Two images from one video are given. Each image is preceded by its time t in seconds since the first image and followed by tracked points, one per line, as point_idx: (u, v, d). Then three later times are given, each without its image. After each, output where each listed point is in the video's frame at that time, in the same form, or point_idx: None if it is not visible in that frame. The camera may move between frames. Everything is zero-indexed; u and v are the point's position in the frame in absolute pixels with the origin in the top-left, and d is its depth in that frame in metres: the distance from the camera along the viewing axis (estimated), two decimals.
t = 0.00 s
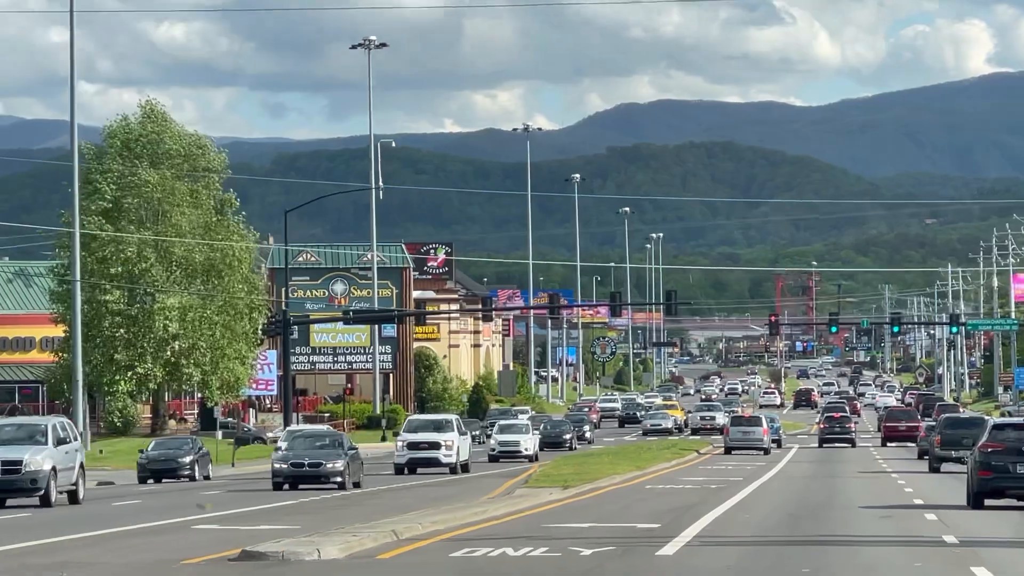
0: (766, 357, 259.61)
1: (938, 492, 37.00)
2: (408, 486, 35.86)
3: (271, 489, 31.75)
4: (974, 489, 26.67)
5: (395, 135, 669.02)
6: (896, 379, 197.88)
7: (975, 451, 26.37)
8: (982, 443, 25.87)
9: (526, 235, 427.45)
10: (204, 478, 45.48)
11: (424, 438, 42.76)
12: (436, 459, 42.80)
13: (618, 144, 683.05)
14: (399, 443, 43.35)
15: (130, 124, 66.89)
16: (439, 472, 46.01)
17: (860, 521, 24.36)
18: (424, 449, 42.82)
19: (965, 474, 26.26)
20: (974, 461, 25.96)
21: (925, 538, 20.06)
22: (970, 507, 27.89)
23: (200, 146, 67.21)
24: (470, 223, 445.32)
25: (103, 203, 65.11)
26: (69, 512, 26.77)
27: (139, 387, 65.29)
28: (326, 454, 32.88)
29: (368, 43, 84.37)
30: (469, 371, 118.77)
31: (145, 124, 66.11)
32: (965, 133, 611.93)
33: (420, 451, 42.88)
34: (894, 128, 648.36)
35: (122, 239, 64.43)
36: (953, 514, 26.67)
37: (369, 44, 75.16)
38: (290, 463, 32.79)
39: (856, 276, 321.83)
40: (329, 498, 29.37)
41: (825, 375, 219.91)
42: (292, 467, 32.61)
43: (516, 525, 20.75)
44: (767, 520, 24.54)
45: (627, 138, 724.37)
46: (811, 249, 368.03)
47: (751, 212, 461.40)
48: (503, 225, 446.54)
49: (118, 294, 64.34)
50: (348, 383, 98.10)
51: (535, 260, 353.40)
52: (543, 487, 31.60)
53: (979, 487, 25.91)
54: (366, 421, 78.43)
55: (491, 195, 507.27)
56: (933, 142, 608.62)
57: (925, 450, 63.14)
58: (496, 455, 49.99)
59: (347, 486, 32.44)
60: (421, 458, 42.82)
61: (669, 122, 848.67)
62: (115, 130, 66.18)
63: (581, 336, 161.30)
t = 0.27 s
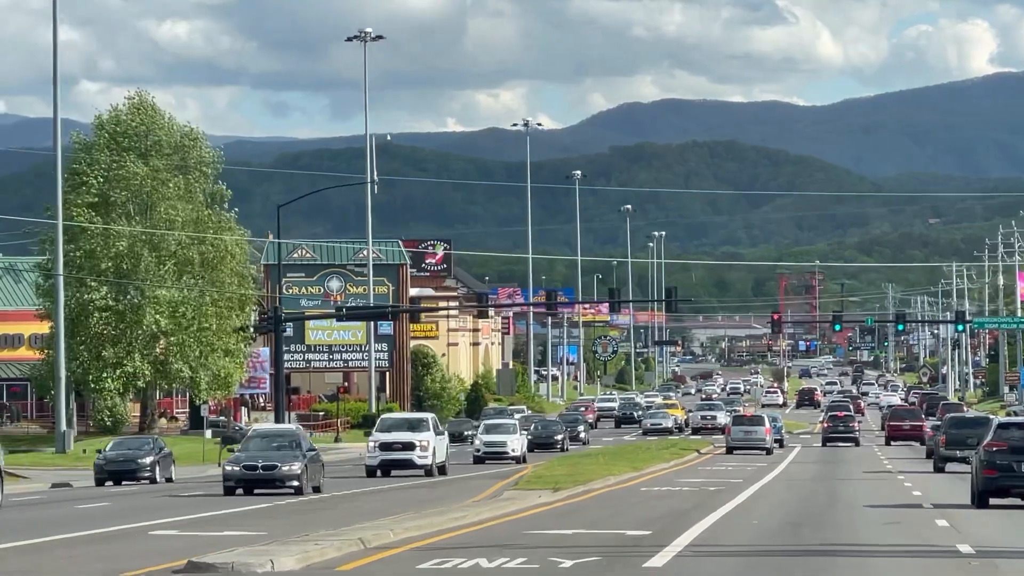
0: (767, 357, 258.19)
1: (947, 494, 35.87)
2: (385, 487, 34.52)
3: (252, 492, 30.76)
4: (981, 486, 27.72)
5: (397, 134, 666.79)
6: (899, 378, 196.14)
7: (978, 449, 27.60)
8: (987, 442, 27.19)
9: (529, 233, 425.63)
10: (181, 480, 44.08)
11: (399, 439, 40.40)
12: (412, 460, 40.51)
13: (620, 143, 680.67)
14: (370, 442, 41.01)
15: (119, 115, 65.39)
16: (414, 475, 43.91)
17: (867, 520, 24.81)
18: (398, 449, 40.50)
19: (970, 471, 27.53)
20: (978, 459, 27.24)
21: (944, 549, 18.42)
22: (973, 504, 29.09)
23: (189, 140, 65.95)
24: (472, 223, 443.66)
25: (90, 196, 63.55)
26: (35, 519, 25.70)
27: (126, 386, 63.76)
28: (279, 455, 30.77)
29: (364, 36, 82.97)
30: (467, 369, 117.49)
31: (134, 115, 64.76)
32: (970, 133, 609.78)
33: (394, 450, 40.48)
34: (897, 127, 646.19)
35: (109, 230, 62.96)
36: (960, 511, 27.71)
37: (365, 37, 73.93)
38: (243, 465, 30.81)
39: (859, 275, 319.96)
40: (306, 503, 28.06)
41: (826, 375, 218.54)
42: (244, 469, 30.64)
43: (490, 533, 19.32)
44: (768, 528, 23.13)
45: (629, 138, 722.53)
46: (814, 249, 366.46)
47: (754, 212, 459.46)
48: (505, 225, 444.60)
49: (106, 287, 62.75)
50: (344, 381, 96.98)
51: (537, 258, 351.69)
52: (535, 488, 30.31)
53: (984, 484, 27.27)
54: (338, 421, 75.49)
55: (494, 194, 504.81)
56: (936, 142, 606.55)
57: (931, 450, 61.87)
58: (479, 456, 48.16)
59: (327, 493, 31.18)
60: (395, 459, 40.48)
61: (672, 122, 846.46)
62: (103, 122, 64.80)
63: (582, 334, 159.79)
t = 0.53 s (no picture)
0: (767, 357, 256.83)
1: (952, 496, 34.60)
2: (357, 488, 33.13)
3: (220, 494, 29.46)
4: (980, 487, 28.93)
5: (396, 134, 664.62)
6: (901, 378, 194.49)
7: (981, 450, 28.63)
8: (988, 443, 28.22)
9: (528, 232, 423.78)
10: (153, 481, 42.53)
11: (366, 438, 37.37)
12: (379, 462, 37.53)
13: (620, 141, 678.66)
14: (334, 442, 37.98)
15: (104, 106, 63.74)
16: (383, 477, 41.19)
17: (875, 519, 25.38)
18: (365, 450, 37.51)
19: (973, 472, 28.58)
20: (981, 459, 28.25)
21: (952, 561, 17.25)
22: (973, 504, 30.16)
23: (176, 131, 64.33)
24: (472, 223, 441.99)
25: (72, 188, 61.86)
26: None
27: (111, 383, 62.44)
28: (224, 458, 29.96)
29: (357, 28, 81.48)
30: (464, 367, 115.95)
31: (118, 106, 63.15)
32: (971, 132, 608.03)
33: (362, 451, 37.55)
34: (898, 126, 644.27)
35: (93, 225, 61.45)
36: (961, 511, 28.90)
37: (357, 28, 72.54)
38: (185, 469, 29.79)
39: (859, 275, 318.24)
40: (271, 506, 26.52)
41: (827, 375, 216.86)
42: (186, 473, 29.66)
43: (453, 544, 17.65)
44: (763, 537, 21.45)
45: (630, 137, 720.75)
46: (815, 248, 364.97)
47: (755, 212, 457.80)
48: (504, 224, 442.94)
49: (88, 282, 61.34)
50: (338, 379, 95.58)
51: (537, 258, 350.15)
52: (520, 489, 28.84)
53: (986, 484, 28.31)
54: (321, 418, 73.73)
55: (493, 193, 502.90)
56: (937, 141, 604.70)
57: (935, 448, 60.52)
58: (460, 456, 46.15)
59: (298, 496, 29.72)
60: (361, 462, 37.47)
61: (672, 120, 844.07)
62: (87, 113, 63.16)
63: (580, 332, 158.11)
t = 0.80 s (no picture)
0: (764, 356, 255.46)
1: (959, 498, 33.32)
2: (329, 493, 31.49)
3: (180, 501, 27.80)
4: (980, 487, 29.28)
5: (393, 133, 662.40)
6: (899, 378, 192.98)
7: (981, 449, 29.08)
8: (988, 444, 28.62)
9: (525, 232, 422.00)
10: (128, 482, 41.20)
11: (323, 439, 35.40)
12: (339, 466, 35.67)
13: (618, 140, 676.72)
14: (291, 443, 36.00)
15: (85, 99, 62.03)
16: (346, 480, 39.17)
17: (876, 523, 24.72)
18: (322, 452, 35.61)
19: (972, 473, 29.00)
20: (981, 460, 28.66)
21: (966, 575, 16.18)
22: (972, 504, 30.68)
23: (157, 124, 62.62)
24: (469, 222, 440.32)
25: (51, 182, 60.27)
26: None
27: (93, 381, 60.87)
28: (154, 465, 27.09)
29: (347, 21, 80.01)
30: (458, 367, 114.48)
31: (98, 99, 61.42)
32: (969, 132, 606.63)
33: (320, 454, 35.65)
34: (897, 126, 642.73)
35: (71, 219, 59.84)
36: (961, 510, 29.26)
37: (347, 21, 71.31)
38: (105, 473, 27.05)
39: (857, 275, 316.62)
40: (233, 512, 24.82)
41: (825, 375, 215.40)
42: (108, 480, 26.80)
43: (417, 556, 15.93)
44: (757, 545, 19.82)
45: (629, 136, 719.03)
46: (813, 248, 363.66)
47: (753, 211, 456.34)
48: (501, 223, 441.11)
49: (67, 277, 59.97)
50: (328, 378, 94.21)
51: (535, 257, 348.59)
52: (502, 494, 27.19)
53: (987, 484, 28.70)
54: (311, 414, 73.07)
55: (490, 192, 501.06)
56: (935, 140, 603.28)
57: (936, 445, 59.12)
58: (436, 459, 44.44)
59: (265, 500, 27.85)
60: (320, 465, 35.59)
61: (671, 120, 842.21)
62: (67, 105, 61.46)
63: (577, 330, 156.61)
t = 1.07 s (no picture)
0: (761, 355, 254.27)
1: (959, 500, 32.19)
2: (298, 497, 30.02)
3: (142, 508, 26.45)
4: (976, 487, 29.49)
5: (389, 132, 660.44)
6: (896, 378, 191.86)
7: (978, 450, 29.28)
8: (984, 443, 28.81)
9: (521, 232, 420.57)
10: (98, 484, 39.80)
11: (273, 441, 33.13)
12: (291, 470, 33.22)
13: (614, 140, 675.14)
14: (238, 444, 33.66)
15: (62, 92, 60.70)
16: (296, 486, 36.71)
17: (875, 528, 24.59)
18: (273, 454, 33.18)
19: (969, 474, 29.16)
20: (977, 460, 28.88)
21: None
22: (969, 504, 30.85)
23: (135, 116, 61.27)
24: (464, 221, 438.77)
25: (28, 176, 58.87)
26: None
27: (73, 380, 59.48)
28: (64, 468, 24.21)
29: (336, 13, 78.67)
30: (450, 366, 113.04)
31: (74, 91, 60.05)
32: (966, 132, 605.96)
33: (270, 456, 33.17)
34: (893, 126, 641.87)
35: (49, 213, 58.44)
36: (958, 510, 29.50)
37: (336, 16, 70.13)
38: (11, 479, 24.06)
39: (854, 275, 315.58)
40: (193, 519, 23.43)
41: (821, 374, 214.08)
42: (12, 485, 23.91)
43: (395, 567, 15.29)
44: (751, 552, 19.16)
45: (625, 135, 718.02)
46: (810, 248, 362.67)
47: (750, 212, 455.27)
48: (497, 222, 439.55)
49: (45, 272, 58.62)
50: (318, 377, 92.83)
51: (531, 256, 347.43)
52: (482, 497, 25.83)
53: (982, 484, 28.90)
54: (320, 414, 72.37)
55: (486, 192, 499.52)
56: (932, 140, 602.47)
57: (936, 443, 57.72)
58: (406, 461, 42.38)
59: (231, 505, 26.35)
60: (269, 469, 33.15)
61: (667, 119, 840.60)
62: (43, 98, 60.05)
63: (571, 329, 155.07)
